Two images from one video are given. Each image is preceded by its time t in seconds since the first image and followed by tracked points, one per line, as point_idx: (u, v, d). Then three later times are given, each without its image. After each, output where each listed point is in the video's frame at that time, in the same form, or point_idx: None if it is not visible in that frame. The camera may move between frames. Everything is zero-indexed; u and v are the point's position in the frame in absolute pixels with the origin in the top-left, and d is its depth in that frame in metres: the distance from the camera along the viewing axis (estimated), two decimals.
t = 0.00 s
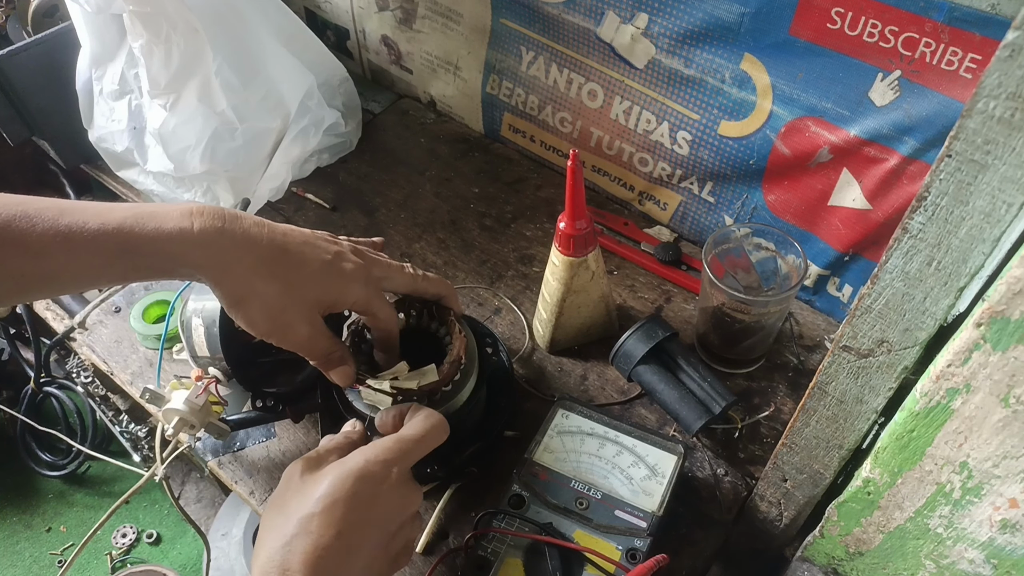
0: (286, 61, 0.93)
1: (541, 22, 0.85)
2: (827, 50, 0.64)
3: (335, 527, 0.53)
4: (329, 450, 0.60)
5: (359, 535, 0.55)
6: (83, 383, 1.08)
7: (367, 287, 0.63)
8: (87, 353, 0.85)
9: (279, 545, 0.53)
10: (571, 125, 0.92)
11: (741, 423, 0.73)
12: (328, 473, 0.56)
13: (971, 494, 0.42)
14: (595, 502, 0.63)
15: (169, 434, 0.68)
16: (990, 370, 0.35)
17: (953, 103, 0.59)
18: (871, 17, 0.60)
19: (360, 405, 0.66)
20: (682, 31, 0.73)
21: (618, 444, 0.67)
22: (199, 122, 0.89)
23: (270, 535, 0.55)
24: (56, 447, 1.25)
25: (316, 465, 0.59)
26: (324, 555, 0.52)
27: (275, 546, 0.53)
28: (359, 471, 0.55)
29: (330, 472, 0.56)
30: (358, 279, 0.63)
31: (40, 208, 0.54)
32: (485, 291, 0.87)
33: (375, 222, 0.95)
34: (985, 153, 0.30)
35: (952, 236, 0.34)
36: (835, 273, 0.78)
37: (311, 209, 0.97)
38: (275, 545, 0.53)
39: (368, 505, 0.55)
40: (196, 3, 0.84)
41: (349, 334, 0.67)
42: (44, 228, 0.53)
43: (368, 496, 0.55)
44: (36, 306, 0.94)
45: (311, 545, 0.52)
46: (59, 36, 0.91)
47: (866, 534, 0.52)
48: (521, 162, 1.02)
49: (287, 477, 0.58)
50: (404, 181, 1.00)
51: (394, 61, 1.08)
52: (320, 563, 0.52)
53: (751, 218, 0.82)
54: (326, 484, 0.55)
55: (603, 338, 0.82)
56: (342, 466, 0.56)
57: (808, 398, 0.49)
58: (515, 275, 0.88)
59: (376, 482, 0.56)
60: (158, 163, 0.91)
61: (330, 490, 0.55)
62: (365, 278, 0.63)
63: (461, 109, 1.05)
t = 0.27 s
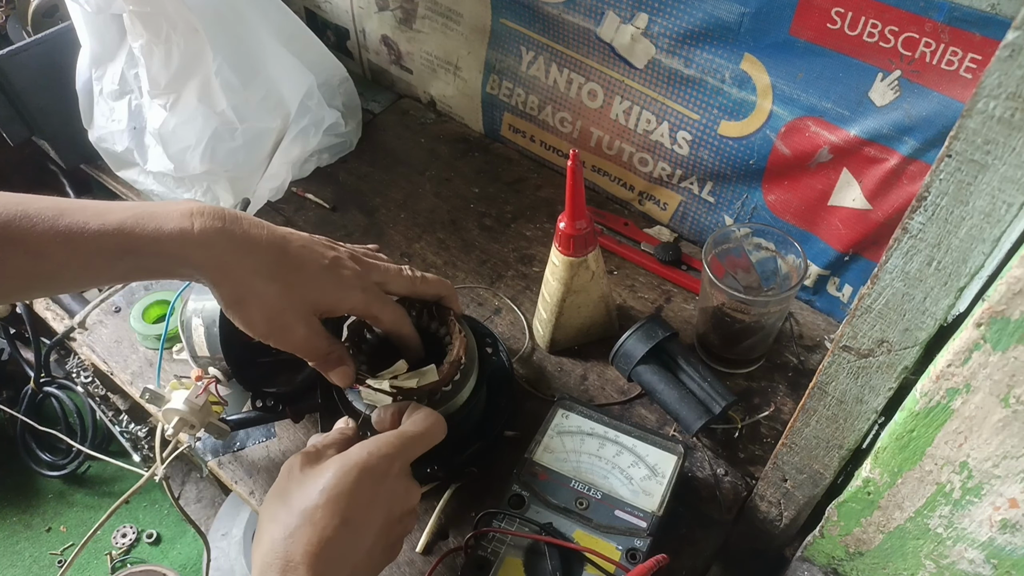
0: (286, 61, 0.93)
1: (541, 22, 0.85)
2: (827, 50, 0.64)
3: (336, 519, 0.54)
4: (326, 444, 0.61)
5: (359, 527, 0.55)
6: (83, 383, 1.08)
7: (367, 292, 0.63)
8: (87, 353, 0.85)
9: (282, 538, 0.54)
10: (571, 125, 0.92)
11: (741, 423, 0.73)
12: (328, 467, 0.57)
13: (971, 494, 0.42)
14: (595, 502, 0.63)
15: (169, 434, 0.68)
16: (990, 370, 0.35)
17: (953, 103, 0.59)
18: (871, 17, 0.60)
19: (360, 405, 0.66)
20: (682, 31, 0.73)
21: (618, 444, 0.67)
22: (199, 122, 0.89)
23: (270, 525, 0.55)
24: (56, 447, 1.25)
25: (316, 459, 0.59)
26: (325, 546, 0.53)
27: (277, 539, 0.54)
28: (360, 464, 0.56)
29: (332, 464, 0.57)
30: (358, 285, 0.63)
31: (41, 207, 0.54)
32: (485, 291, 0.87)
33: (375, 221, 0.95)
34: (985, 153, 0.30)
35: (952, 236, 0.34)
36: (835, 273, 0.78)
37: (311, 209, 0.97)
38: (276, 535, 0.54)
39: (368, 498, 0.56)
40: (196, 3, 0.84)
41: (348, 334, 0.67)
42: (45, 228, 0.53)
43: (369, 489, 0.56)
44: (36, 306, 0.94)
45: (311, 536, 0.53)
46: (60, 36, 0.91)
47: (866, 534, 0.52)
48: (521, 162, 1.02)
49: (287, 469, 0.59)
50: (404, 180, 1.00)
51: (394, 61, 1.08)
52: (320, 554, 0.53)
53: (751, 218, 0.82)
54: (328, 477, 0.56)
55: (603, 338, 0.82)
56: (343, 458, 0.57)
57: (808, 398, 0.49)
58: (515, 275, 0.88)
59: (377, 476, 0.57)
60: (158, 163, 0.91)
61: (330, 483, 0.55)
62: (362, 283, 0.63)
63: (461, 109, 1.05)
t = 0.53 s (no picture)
0: (286, 61, 0.93)
1: (541, 22, 0.85)
2: (827, 50, 0.64)
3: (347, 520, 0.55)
4: (337, 445, 0.61)
5: (370, 529, 0.56)
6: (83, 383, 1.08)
7: (367, 295, 0.62)
8: (87, 353, 0.85)
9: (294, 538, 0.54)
10: (571, 125, 0.92)
11: (741, 423, 0.73)
12: (340, 468, 0.57)
13: (971, 494, 0.42)
14: (595, 502, 0.63)
15: (169, 435, 0.68)
16: (990, 370, 0.35)
17: (953, 103, 0.59)
18: (871, 17, 0.60)
19: (360, 404, 0.66)
20: (682, 31, 0.73)
21: (618, 444, 0.67)
22: (199, 122, 0.89)
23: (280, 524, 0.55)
24: (56, 447, 1.25)
25: (327, 460, 0.59)
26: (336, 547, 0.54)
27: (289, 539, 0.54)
28: (373, 467, 0.57)
29: (344, 466, 0.57)
30: (358, 287, 0.62)
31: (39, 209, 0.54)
32: (485, 291, 0.87)
33: (375, 222, 0.95)
34: (985, 153, 0.30)
35: (952, 236, 0.34)
36: (835, 273, 0.78)
37: (311, 209, 0.97)
38: (286, 534, 0.54)
39: (379, 500, 0.57)
40: (196, 3, 0.84)
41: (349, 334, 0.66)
42: (43, 231, 0.53)
43: (381, 492, 0.57)
44: (36, 306, 0.94)
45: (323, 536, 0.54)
46: (60, 36, 0.91)
47: (866, 534, 0.52)
48: (521, 162, 1.02)
49: (299, 468, 0.59)
50: (404, 180, 1.00)
51: (394, 62, 1.08)
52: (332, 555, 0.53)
53: (751, 218, 0.82)
54: (341, 479, 0.56)
55: (603, 338, 0.82)
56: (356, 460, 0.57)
57: (808, 398, 0.49)
58: (515, 275, 0.88)
59: (388, 479, 0.57)
60: (158, 163, 0.91)
61: (344, 485, 0.56)
62: (361, 284, 0.62)
63: (461, 109, 1.05)
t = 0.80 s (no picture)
0: (286, 61, 0.93)
1: (541, 22, 0.85)
2: (827, 50, 0.64)
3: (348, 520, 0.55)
4: (337, 445, 0.61)
5: (370, 530, 0.56)
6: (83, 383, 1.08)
7: (365, 295, 0.62)
8: (87, 353, 0.85)
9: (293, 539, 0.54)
10: (571, 125, 0.92)
11: (741, 423, 0.73)
12: (341, 469, 0.57)
13: (971, 494, 0.42)
14: (595, 502, 0.63)
15: (169, 435, 0.68)
16: (990, 370, 0.35)
17: (953, 103, 0.59)
18: (871, 17, 0.60)
19: (361, 405, 0.66)
20: (682, 31, 0.73)
21: (618, 444, 0.67)
22: (199, 122, 0.89)
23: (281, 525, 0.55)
24: (56, 447, 1.25)
25: (328, 460, 0.59)
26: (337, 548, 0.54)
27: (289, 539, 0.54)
28: (374, 468, 0.57)
29: (344, 467, 0.57)
30: (356, 287, 0.62)
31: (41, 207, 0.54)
32: (485, 291, 0.87)
33: (375, 222, 0.95)
34: (985, 153, 0.30)
35: (952, 236, 0.34)
36: (835, 273, 0.78)
37: (311, 209, 0.97)
38: (287, 535, 0.54)
39: (380, 501, 0.57)
40: (196, 3, 0.84)
41: (348, 334, 0.66)
42: (43, 230, 0.53)
43: (381, 492, 0.57)
44: (36, 306, 0.94)
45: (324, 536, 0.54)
46: (60, 36, 0.91)
47: (866, 534, 0.52)
48: (521, 162, 1.02)
49: (300, 468, 0.58)
50: (404, 180, 1.00)
51: (394, 62, 1.08)
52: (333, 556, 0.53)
53: (751, 218, 0.82)
54: (341, 479, 0.56)
55: (603, 338, 0.82)
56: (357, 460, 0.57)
57: (808, 398, 0.49)
58: (515, 275, 0.88)
59: (389, 480, 0.57)
60: (158, 163, 0.91)
61: (345, 485, 0.56)
62: (360, 285, 0.62)
63: (461, 109, 1.05)
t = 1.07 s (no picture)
0: (286, 61, 0.93)
1: (541, 22, 0.85)
2: (827, 50, 0.64)
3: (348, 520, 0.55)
4: (334, 446, 0.61)
5: (370, 530, 0.56)
6: (83, 383, 1.08)
7: (366, 294, 0.62)
8: (87, 353, 0.85)
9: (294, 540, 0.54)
10: (571, 125, 0.92)
11: (741, 423, 0.73)
12: (340, 469, 0.57)
13: (971, 494, 0.42)
14: (595, 502, 0.63)
15: (169, 435, 0.68)
16: (990, 370, 0.35)
17: (953, 103, 0.59)
18: (871, 17, 0.60)
19: (361, 405, 0.66)
20: (682, 31, 0.73)
21: (618, 444, 0.67)
22: (199, 122, 0.89)
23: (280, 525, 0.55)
24: (56, 447, 1.25)
25: (326, 461, 0.60)
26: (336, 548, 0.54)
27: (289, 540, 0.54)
28: (374, 468, 0.57)
29: (344, 468, 0.57)
30: (357, 285, 0.62)
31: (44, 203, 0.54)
32: (485, 291, 0.87)
33: (375, 221, 0.95)
34: (985, 153, 0.30)
35: (952, 236, 0.34)
36: (834, 273, 0.78)
37: (311, 209, 0.97)
38: (287, 535, 0.54)
39: (379, 502, 0.57)
40: (196, 3, 0.84)
41: (348, 334, 0.66)
42: (46, 226, 0.53)
43: (380, 493, 0.57)
44: (36, 306, 0.94)
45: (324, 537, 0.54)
46: (60, 36, 0.91)
47: (866, 534, 0.52)
48: (521, 162, 1.02)
49: (298, 468, 0.58)
50: (404, 180, 1.00)
51: (394, 61, 1.08)
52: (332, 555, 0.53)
53: (751, 218, 0.82)
54: (341, 480, 0.56)
55: (603, 338, 0.82)
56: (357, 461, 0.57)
57: (808, 398, 0.49)
58: (515, 275, 0.88)
59: (389, 481, 0.57)
60: (158, 163, 0.91)
61: (345, 486, 0.56)
62: (361, 284, 0.62)
63: (461, 109, 1.05)
